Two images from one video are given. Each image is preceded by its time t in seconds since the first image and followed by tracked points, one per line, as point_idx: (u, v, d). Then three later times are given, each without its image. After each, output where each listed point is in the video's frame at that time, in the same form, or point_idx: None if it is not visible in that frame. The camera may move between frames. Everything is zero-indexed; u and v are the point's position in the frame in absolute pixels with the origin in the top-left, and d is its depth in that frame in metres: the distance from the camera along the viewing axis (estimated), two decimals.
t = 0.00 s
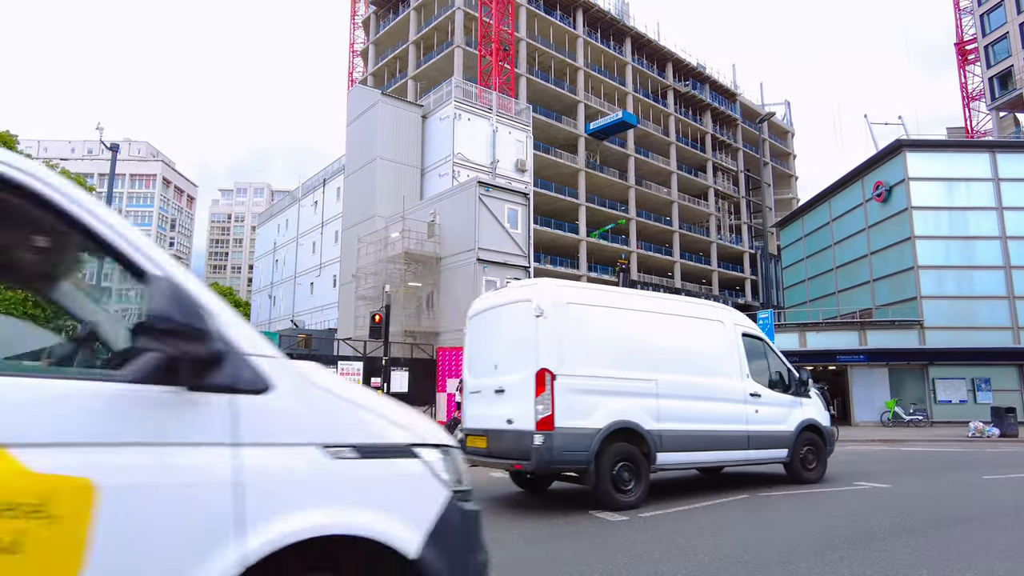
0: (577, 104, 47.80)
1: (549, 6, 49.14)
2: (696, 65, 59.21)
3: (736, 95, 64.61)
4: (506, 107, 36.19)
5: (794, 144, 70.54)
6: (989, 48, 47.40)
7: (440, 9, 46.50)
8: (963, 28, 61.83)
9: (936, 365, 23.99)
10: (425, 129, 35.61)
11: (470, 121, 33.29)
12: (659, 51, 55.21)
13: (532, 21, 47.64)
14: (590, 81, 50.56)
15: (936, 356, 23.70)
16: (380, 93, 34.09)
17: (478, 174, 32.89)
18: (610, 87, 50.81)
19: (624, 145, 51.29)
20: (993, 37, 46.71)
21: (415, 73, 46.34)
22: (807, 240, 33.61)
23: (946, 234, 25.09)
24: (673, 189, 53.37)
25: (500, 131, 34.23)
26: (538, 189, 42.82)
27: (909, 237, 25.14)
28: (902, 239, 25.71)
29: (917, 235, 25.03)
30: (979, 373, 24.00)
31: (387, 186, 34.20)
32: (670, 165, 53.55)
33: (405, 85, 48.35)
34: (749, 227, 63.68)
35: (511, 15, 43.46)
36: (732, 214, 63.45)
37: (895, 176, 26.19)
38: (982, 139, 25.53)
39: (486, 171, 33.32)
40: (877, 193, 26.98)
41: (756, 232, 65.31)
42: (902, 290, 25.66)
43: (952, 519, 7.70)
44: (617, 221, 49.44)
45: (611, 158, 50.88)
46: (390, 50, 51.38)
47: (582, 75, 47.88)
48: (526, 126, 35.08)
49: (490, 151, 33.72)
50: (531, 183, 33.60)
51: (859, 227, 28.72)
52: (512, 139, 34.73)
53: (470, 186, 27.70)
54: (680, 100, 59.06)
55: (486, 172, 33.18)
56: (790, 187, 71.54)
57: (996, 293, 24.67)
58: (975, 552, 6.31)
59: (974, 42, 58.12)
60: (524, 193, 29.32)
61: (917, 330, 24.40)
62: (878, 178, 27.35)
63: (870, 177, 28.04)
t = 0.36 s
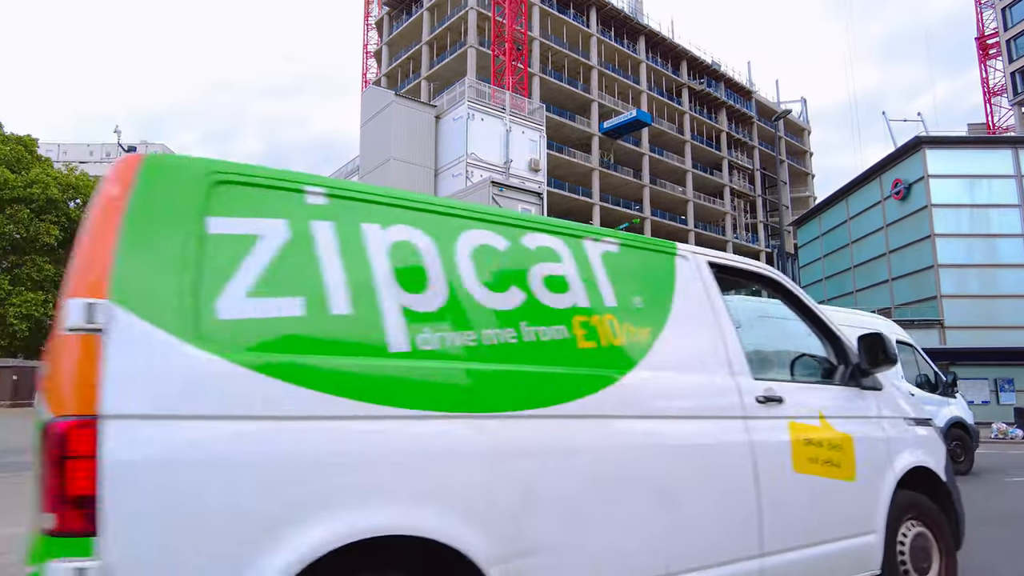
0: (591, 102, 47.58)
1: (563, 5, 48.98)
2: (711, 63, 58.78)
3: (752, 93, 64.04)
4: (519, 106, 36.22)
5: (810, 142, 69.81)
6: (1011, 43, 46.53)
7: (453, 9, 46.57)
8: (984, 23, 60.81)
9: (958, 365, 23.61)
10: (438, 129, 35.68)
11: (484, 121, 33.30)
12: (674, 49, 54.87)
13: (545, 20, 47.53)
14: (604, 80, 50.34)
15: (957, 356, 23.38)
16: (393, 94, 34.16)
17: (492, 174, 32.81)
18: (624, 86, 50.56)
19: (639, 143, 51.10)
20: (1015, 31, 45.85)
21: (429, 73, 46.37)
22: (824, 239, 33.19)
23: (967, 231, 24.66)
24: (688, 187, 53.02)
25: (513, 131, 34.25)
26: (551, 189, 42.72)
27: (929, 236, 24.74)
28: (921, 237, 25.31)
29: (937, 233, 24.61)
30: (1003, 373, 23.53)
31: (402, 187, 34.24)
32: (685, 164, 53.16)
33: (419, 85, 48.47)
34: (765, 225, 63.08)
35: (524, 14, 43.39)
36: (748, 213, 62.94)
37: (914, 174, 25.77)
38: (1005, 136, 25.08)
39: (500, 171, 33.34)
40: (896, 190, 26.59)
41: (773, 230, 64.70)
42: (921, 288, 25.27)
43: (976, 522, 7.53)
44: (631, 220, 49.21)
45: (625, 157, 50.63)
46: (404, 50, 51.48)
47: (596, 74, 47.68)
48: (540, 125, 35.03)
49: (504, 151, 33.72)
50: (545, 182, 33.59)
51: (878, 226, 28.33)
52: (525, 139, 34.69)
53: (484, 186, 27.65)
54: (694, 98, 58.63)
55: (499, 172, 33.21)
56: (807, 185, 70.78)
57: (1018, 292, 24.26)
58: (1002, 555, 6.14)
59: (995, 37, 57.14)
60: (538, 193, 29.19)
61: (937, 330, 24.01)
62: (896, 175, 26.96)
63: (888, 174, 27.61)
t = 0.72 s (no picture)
0: (604, 102, 47.45)
1: (575, 5, 48.91)
2: (725, 61, 58.44)
3: (766, 91, 63.56)
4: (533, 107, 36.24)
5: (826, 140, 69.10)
6: None
7: (466, 10, 46.71)
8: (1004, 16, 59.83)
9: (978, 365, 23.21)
10: (452, 130, 35.74)
11: (497, 122, 33.36)
12: (687, 48, 54.61)
13: (558, 20, 47.48)
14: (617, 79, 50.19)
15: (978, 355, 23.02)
16: (407, 95, 34.31)
17: (504, 174, 32.86)
18: (637, 85, 50.39)
19: (652, 143, 50.89)
20: None
21: (442, 74, 46.49)
22: (840, 237, 32.84)
23: (987, 229, 24.31)
24: (703, 187, 52.67)
25: (527, 132, 34.27)
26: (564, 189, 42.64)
27: (948, 234, 24.43)
28: (939, 236, 24.98)
29: (957, 231, 24.28)
30: None
31: (415, 188, 34.35)
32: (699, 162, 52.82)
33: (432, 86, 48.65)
34: (781, 224, 62.53)
35: (537, 14, 43.31)
36: (763, 211, 62.44)
37: (932, 171, 25.46)
38: None
39: (513, 171, 33.34)
40: (913, 188, 26.28)
41: (788, 229, 64.11)
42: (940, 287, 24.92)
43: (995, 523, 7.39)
44: (644, 220, 48.98)
45: (639, 157, 50.45)
46: (417, 52, 51.65)
47: (609, 73, 47.55)
48: (553, 125, 35.04)
49: (517, 151, 33.74)
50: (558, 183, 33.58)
51: (895, 224, 28.01)
52: (538, 139, 34.69)
53: (497, 186, 27.69)
54: (708, 97, 58.30)
55: (512, 172, 33.23)
56: (823, 183, 70.03)
57: None
58: None
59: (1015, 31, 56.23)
60: (551, 193, 29.14)
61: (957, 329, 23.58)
62: (913, 173, 26.67)
63: (905, 172, 27.29)
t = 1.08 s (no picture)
0: (615, 101, 47.32)
1: (586, 5, 48.84)
2: (737, 59, 58.14)
3: (779, 89, 63.10)
4: (544, 107, 36.21)
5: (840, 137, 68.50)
6: None
7: (477, 11, 46.74)
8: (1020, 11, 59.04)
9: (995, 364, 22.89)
10: (463, 131, 35.79)
11: (508, 122, 33.39)
12: (698, 46, 54.37)
13: (568, 20, 47.37)
14: (628, 78, 50.06)
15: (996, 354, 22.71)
16: (418, 96, 34.43)
17: (515, 174, 32.89)
18: (648, 84, 50.22)
19: (664, 141, 50.67)
20: None
21: (453, 75, 46.57)
22: (854, 236, 32.58)
23: (1004, 227, 24.05)
24: (715, 185, 52.39)
25: (538, 132, 34.28)
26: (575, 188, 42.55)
27: (964, 232, 24.19)
28: (956, 234, 24.72)
29: (974, 228, 24.06)
30: None
31: (427, 188, 34.43)
32: (712, 161, 52.53)
33: (443, 87, 48.74)
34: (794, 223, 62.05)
35: (547, 14, 43.19)
36: (776, 210, 62.00)
37: (948, 168, 25.23)
38: None
39: (524, 171, 33.36)
40: (929, 185, 26.04)
41: (801, 228, 63.59)
42: (957, 285, 24.65)
43: (1016, 525, 7.24)
44: (656, 219, 48.76)
45: (650, 156, 50.25)
46: (428, 53, 51.76)
47: (620, 72, 47.39)
48: (564, 125, 35.02)
49: (528, 151, 33.75)
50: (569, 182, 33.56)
51: (910, 221, 27.75)
52: (549, 139, 34.69)
53: (508, 186, 27.71)
54: (720, 95, 58.00)
55: (523, 172, 33.23)
56: (837, 182, 69.42)
57: None
58: None
59: None
60: (562, 193, 29.11)
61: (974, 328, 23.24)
62: (928, 170, 26.44)
63: (921, 169, 27.05)
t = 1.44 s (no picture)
0: (624, 100, 47.21)
1: (595, 4, 48.78)
2: (747, 58, 57.85)
3: (789, 87, 62.76)
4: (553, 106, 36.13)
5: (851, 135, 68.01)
6: None
7: (486, 11, 46.78)
8: None
9: (1010, 364, 22.68)
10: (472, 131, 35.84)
11: (517, 122, 33.39)
12: (708, 45, 54.16)
13: (577, 19, 47.29)
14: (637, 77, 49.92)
15: (1011, 353, 22.50)
16: (427, 97, 34.50)
17: (524, 174, 32.91)
18: (658, 83, 50.06)
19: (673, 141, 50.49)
20: None
21: (462, 76, 46.65)
22: (866, 235, 32.36)
23: (1018, 225, 23.82)
24: (725, 185, 52.12)
25: (547, 132, 34.24)
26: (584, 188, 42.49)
27: (978, 230, 23.98)
28: (970, 233, 24.50)
29: (987, 227, 23.86)
30: None
31: (436, 189, 34.49)
32: (721, 160, 52.31)
33: (452, 88, 48.83)
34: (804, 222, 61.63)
35: (556, 14, 43.12)
36: (786, 209, 61.60)
37: (961, 166, 25.01)
38: None
39: (533, 171, 33.34)
40: (942, 184, 25.82)
41: (812, 227, 63.18)
42: (970, 285, 24.44)
43: None
44: (666, 219, 48.56)
45: (660, 155, 50.08)
46: (437, 54, 51.85)
47: (629, 71, 47.29)
48: (574, 124, 34.98)
49: (537, 151, 33.74)
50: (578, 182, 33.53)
51: (923, 220, 27.52)
52: (558, 139, 34.65)
53: (518, 187, 27.70)
54: (730, 94, 57.75)
55: (532, 172, 33.23)
56: (848, 180, 68.91)
57: None
58: None
59: None
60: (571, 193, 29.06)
61: (988, 327, 22.99)
62: (941, 168, 26.22)
63: (933, 167, 26.83)
